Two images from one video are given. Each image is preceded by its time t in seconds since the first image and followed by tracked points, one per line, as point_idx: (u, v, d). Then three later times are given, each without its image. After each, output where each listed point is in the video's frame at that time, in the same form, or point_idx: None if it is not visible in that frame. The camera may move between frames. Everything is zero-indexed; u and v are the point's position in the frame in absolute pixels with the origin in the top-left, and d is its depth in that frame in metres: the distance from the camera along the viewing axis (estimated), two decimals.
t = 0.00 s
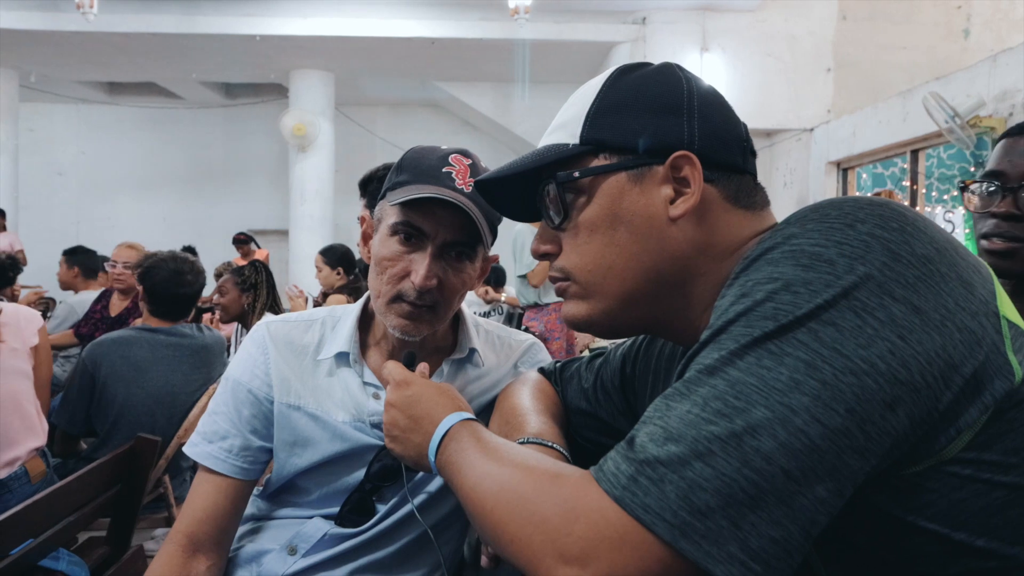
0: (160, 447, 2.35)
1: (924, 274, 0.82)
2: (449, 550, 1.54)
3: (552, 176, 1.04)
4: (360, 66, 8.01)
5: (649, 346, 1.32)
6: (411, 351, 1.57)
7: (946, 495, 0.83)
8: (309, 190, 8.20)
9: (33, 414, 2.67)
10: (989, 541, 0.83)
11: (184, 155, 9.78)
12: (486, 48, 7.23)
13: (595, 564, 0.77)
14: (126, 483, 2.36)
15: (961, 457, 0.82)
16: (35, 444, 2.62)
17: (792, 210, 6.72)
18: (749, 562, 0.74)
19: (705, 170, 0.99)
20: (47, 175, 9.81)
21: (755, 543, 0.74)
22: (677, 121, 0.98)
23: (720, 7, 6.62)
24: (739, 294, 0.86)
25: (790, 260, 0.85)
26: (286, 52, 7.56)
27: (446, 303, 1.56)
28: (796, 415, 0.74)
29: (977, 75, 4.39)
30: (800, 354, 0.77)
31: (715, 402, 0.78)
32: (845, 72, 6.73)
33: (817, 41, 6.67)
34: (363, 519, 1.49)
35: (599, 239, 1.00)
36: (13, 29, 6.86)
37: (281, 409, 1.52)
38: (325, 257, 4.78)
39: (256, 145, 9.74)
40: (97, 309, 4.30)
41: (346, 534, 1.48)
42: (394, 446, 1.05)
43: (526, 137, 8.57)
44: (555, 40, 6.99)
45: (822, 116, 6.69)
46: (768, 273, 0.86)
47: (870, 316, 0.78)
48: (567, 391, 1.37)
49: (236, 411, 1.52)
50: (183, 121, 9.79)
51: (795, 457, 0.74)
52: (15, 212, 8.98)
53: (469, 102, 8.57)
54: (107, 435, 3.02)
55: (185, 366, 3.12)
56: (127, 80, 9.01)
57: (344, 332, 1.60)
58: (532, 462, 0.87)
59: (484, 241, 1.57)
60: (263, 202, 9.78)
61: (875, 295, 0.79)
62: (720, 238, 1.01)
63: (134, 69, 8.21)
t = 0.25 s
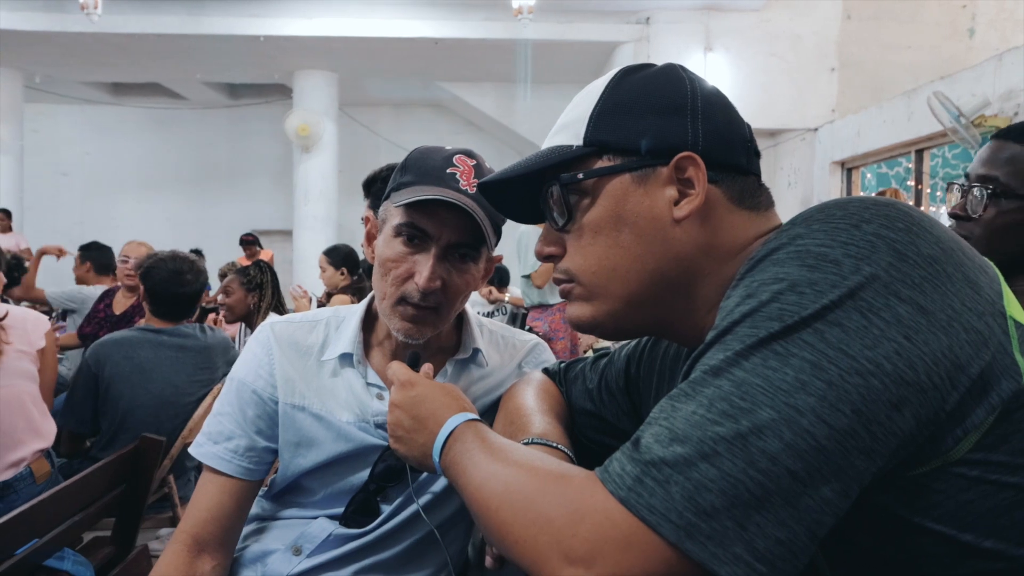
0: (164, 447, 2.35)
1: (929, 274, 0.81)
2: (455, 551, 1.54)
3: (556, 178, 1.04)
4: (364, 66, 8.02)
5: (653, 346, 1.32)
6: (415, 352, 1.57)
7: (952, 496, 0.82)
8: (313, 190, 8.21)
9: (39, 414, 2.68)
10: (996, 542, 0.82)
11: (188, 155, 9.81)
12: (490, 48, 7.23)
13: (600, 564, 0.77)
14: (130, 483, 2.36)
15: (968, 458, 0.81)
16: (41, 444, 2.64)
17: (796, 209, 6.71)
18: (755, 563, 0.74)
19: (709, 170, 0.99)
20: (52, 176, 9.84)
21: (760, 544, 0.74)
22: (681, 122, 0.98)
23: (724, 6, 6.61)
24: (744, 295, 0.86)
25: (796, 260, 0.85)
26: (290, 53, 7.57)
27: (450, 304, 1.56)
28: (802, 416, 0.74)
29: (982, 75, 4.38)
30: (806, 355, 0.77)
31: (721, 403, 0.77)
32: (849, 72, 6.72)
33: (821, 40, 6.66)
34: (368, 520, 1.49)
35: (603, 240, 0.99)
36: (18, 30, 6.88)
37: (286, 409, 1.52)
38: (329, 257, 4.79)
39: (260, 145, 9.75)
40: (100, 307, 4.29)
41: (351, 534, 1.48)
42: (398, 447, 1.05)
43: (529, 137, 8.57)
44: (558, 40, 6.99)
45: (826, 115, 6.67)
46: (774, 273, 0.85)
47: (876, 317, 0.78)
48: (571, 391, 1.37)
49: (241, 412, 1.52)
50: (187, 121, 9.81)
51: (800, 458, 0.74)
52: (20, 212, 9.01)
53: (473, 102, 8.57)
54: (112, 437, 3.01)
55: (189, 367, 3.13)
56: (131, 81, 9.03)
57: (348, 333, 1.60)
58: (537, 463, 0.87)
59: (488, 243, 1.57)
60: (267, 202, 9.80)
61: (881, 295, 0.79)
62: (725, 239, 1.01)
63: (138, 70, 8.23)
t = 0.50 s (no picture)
0: (168, 446, 2.36)
1: (936, 274, 0.81)
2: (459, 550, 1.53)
3: (562, 176, 1.04)
4: (366, 67, 8.02)
5: (658, 346, 1.32)
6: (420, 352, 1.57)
7: (960, 496, 0.82)
8: (316, 190, 8.21)
9: (45, 414, 2.69)
10: (1002, 542, 0.82)
11: (191, 155, 9.82)
12: (492, 48, 7.23)
13: (606, 564, 0.76)
14: (135, 483, 2.37)
15: (974, 458, 0.81)
16: (47, 445, 2.63)
17: (799, 209, 6.69)
18: (760, 563, 0.74)
19: (714, 169, 0.99)
20: (55, 176, 9.86)
21: (766, 544, 0.74)
22: (687, 120, 0.98)
23: (727, 6, 6.60)
24: (750, 295, 0.86)
25: (802, 259, 0.85)
26: (293, 53, 7.58)
27: (457, 302, 1.56)
28: (809, 416, 0.74)
29: (987, 74, 4.36)
30: (812, 354, 0.77)
31: (727, 403, 0.77)
32: (853, 71, 6.71)
33: (825, 40, 6.65)
34: (372, 519, 1.49)
35: (608, 239, 0.99)
36: (21, 31, 6.90)
37: (291, 408, 1.52)
38: (333, 257, 4.79)
39: (263, 146, 9.76)
40: (99, 307, 4.30)
41: (355, 533, 1.48)
42: (403, 446, 1.05)
43: (532, 137, 8.57)
44: (561, 40, 6.99)
45: (830, 115, 6.66)
46: (780, 273, 0.85)
47: (882, 316, 0.78)
48: (575, 391, 1.37)
49: (245, 410, 1.52)
50: (190, 122, 9.82)
51: (806, 458, 0.74)
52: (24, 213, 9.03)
53: (476, 102, 8.57)
54: (115, 436, 3.02)
55: (194, 368, 3.12)
56: (134, 82, 9.04)
57: (353, 332, 1.60)
58: (543, 462, 0.87)
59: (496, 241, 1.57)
60: (270, 202, 9.81)
61: (887, 294, 0.79)
62: (731, 237, 1.00)
63: (142, 70, 8.24)
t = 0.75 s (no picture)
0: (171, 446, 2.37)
1: (937, 274, 0.81)
2: (461, 551, 1.52)
3: (564, 176, 1.04)
4: (369, 67, 8.03)
5: (660, 346, 1.32)
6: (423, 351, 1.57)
7: (961, 496, 0.82)
8: (318, 190, 8.23)
9: (49, 415, 2.70)
10: (1004, 543, 0.82)
11: (194, 155, 9.84)
12: (494, 48, 7.23)
13: (608, 563, 0.77)
14: (138, 481, 2.38)
15: (976, 459, 0.81)
16: (50, 444, 2.64)
17: (802, 209, 6.69)
18: (761, 563, 0.74)
19: (716, 170, 0.99)
20: (59, 176, 9.88)
21: (767, 544, 0.74)
22: (690, 120, 0.98)
23: (730, 6, 6.60)
24: (752, 295, 0.86)
25: (804, 260, 0.85)
26: (296, 53, 7.59)
27: (461, 302, 1.57)
28: (810, 416, 0.74)
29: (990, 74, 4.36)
30: (813, 355, 0.77)
31: (728, 403, 0.77)
32: (856, 71, 6.70)
33: (827, 40, 6.65)
34: (375, 519, 1.49)
35: (610, 239, 1.00)
36: (25, 31, 6.91)
37: (294, 408, 1.52)
38: (335, 258, 4.80)
39: (266, 146, 9.78)
40: (90, 308, 4.23)
41: (359, 534, 1.48)
42: (405, 445, 1.05)
43: (535, 137, 8.58)
44: (563, 40, 6.99)
45: (833, 115, 6.66)
46: (781, 273, 0.85)
47: (883, 316, 0.78)
48: (577, 391, 1.37)
49: (246, 410, 1.53)
50: (193, 122, 9.84)
51: (807, 458, 0.74)
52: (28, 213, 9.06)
53: (478, 102, 8.58)
54: (121, 435, 3.03)
55: (196, 367, 3.11)
56: (138, 82, 9.06)
57: (356, 332, 1.60)
58: (545, 462, 0.87)
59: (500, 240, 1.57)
60: (273, 202, 9.82)
61: (888, 295, 0.79)
62: (733, 238, 1.01)
63: (145, 70, 8.26)
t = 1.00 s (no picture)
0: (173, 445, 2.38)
1: (938, 274, 0.81)
2: (462, 551, 1.52)
3: (565, 177, 1.04)
4: (371, 67, 8.04)
5: (662, 345, 1.32)
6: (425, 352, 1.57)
7: (962, 495, 0.82)
8: (320, 190, 8.24)
9: (53, 415, 2.70)
10: (1005, 542, 0.82)
11: (197, 155, 9.85)
12: (496, 48, 7.23)
13: (608, 562, 0.77)
14: (141, 481, 2.39)
15: (976, 458, 0.81)
16: (53, 444, 2.64)
17: (805, 209, 6.68)
18: (762, 562, 0.74)
19: (717, 170, 0.99)
20: (62, 176, 9.90)
21: (768, 544, 0.74)
22: (691, 122, 0.98)
23: (732, 6, 6.60)
24: (753, 294, 0.86)
25: (805, 259, 0.85)
26: (298, 53, 7.60)
27: (465, 307, 1.57)
28: (811, 416, 0.74)
29: (992, 74, 4.35)
30: (813, 354, 0.77)
31: (729, 402, 0.77)
32: (859, 71, 6.69)
33: (830, 40, 6.65)
34: (377, 520, 1.49)
35: (610, 240, 0.99)
36: (27, 32, 6.93)
37: (295, 408, 1.53)
38: (338, 257, 4.80)
39: (268, 146, 9.79)
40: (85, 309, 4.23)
41: (361, 534, 1.49)
42: (406, 445, 1.05)
43: (537, 137, 8.58)
44: (565, 40, 6.99)
45: (835, 115, 6.65)
46: (782, 273, 0.85)
47: (883, 316, 0.78)
48: (579, 391, 1.37)
49: (244, 409, 1.53)
50: (196, 122, 9.86)
51: (808, 457, 0.74)
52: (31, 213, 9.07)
53: (480, 102, 8.58)
54: (123, 435, 3.03)
55: (198, 367, 3.12)
56: (140, 82, 9.07)
57: (357, 332, 1.60)
58: (545, 462, 0.87)
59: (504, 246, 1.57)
60: (275, 202, 9.83)
61: (890, 294, 0.79)
62: (734, 239, 1.00)
63: (147, 71, 8.27)
